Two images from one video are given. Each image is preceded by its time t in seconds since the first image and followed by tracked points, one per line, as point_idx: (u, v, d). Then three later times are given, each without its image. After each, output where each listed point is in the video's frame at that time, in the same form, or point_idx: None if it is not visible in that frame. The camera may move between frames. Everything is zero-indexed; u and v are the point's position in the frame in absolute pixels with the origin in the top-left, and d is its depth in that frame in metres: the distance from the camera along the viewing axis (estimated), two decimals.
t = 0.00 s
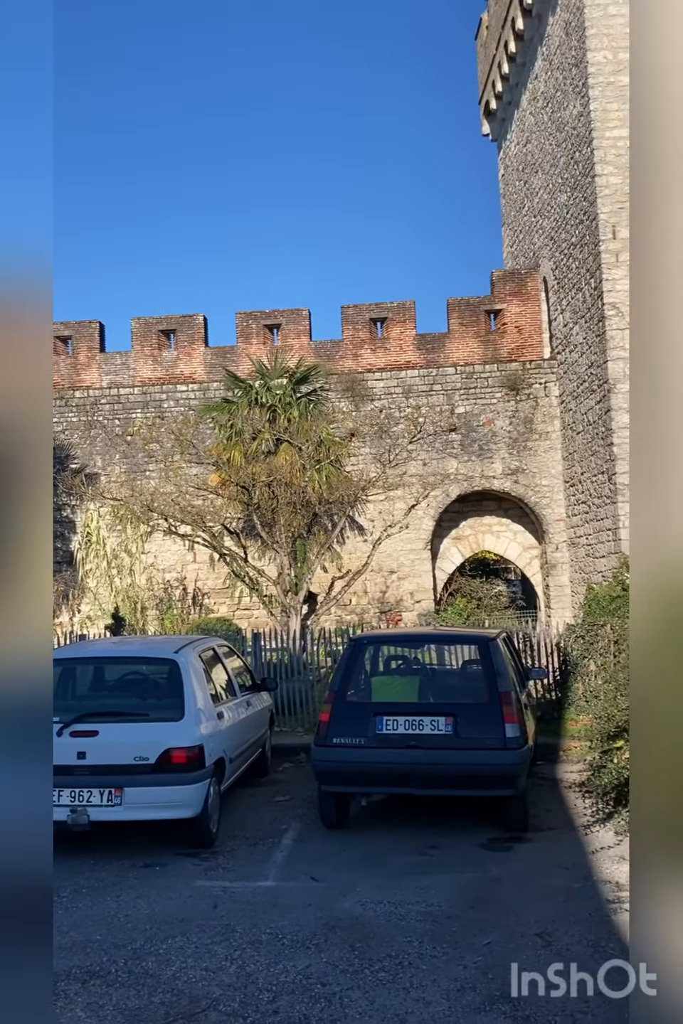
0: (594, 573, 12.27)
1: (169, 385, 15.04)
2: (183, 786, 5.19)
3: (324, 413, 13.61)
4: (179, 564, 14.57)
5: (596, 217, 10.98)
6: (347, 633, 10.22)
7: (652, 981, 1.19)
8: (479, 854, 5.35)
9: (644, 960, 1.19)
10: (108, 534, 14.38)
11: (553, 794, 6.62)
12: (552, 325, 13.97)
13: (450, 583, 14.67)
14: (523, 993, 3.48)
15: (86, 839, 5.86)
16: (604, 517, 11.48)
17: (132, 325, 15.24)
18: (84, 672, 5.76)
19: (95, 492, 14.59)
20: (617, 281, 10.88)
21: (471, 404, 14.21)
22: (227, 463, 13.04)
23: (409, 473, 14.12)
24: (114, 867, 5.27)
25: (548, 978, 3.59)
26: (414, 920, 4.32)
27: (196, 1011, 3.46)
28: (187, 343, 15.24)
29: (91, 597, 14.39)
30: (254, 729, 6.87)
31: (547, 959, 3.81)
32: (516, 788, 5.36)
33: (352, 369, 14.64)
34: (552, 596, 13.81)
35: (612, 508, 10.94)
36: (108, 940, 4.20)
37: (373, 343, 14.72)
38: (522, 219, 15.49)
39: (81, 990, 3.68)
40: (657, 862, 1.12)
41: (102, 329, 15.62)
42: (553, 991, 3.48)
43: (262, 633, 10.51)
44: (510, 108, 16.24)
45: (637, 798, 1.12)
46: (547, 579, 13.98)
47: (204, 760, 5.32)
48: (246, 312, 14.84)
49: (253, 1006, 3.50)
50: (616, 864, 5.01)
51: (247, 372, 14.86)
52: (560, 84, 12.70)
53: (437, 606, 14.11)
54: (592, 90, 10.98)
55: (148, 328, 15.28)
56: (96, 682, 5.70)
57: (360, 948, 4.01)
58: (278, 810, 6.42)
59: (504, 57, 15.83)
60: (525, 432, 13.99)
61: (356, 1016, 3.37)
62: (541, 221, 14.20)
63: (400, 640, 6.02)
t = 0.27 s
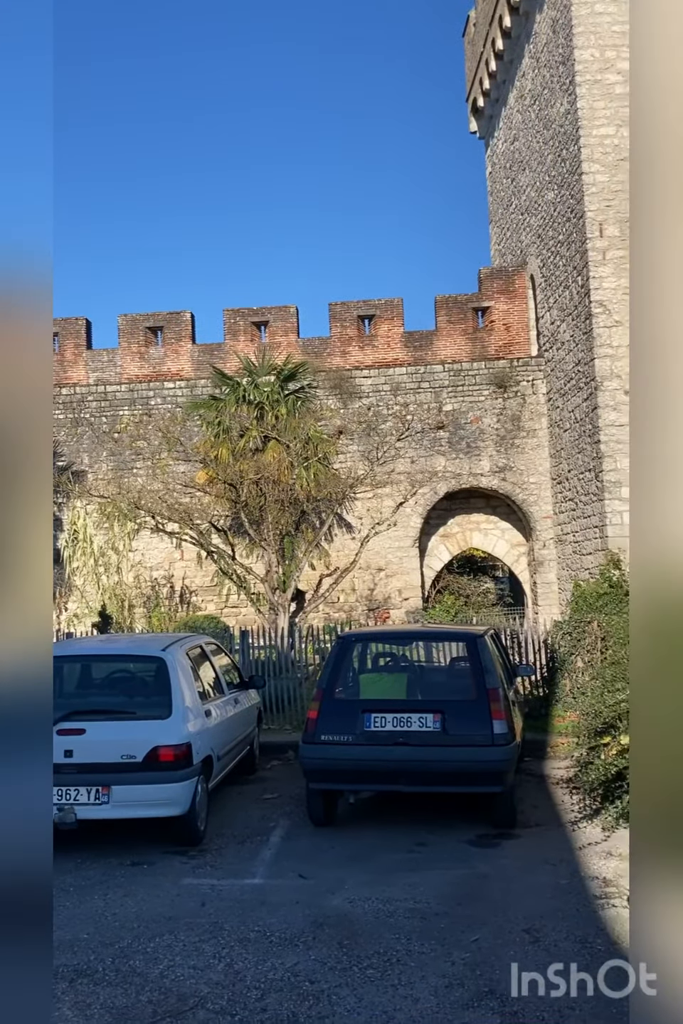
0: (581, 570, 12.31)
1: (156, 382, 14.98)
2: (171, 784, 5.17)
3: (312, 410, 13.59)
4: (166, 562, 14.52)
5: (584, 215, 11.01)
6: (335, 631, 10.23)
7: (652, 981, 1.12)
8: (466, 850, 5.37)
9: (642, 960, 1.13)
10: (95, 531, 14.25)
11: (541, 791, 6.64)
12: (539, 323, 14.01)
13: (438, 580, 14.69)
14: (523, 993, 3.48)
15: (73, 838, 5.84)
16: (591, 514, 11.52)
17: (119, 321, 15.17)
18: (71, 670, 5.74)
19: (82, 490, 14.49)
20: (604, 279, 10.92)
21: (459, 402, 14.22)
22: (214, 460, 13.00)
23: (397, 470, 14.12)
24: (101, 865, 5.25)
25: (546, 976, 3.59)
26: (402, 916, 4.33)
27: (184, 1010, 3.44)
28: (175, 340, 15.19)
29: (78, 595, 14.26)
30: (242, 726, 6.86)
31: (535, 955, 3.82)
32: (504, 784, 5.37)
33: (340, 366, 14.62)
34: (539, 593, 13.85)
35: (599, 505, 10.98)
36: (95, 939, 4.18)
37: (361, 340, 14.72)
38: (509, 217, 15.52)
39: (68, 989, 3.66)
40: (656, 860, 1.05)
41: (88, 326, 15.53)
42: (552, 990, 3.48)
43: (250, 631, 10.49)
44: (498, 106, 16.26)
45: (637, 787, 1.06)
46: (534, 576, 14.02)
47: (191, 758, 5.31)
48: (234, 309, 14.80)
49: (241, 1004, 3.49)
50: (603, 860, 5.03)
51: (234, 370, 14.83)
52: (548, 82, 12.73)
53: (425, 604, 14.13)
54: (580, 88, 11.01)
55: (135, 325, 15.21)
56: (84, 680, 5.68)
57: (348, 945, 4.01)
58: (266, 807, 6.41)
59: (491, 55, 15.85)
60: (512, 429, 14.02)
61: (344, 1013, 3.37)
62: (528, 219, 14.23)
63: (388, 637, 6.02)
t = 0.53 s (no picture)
0: (573, 567, 12.34)
1: (147, 380, 14.93)
2: (163, 782, 5.16)
3: (304, 408, 13.58)
4: (158, 560, 14.51)
5: (575, 212, 11.02)
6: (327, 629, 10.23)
7: (651, 982, 1.08)
8: (458, 847, 5.37)
9: (644, 959, 1.08)
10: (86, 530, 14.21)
11: (532, 787, 6.65)
12: (531, 320, 14.02)
13: (430, 578, 14.69)
14: (523, 992, 3.44)
15: (65, 836, 5.82)
16: (582, 511, 11.54)
17: (110, 319, 15.12)
18: (63, 669, 5.72)
19: (73, 488, 14.43)
20: (595, 276, 10.93)
21: (451, 399, 14.22)
22: (206, 458, 12.98)
23: (389, 468, 14.11)
24: (93, 864, 5.24)
25: (547, 977, 3.55)
26: (394, 914, 4.32)
27: (176, 1008, 3.44)
28: (166, 338, 15.16)
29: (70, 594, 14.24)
30: (234, 724, 6.85)
31: (526, 952, 3.82)
32: (496, 781, 5.38)
33: (331, 364, 14.60)
34: (531, 590, 13.88)
35: (590, 502, 11.00)
36: (86, 938, 4.17)
37: (352, 338, 14.70)
38: (501, 214, 15.52)
39: (60, 988, 3.66)
40: (655, 861, 1.00)
41: (79, 324, 15.46)
42: (552, 990, 3.45)
43: (243, 629, 10.48)
44: (489, 103, 16.25)
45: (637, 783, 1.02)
46: (526, 573, 14.04)
47: (183, 756, 5.31)
48: (226, 306, 14.77)
49: (233, 1002, 3.48)
50: (595, 856, 5.04)
51: (226, 367, 14.80)
52: (539, 80, 12.73)
53: (417, 601, 14.14)
54: (571, 85, 11.01)
55: (126, 322, 15.15)
56: (75, 678, 5.66)
57: (340, 943, 4.01)
58: (258, 805, 6.40)
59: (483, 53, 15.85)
60: (504, 427, 14.03)
61: (336, 1010, 3.37)
62: (520, 216, 14.23)
63: (380, 634, 6.03)
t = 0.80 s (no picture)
0: (569, 564, 12.35)
1: (143, 379, 14.90)
2: (159, 781, 5.16)
3: (299, 406, 13.57)
4: (154, 559, 14.53)
5: (570, 210, 11.02)
6: (323, 627, 10.23)
7: (651, 982, 1.04)
8: (455, 845, 5.38)
9: (645, 959, 1.05)
10: (83, 529, 14.21)
11: (529, 785, 6.66)
12: (526, 318, 14.02)
13: (427, 576, 14.70)
14: (523, 993, 3.42)
15: (61, 836, 5.82)
16: (578, 509, 11.56)
17: (106, 318, 15.08)
18: (59, 668, 5.71)
19: (69, 487, 14.40)
20: (590, 274, 10.93)
21: (446, 397, 14.22)
22: (202, 457, 12.97)
23: (385, 466, 14.11)
24: (89, 863, 5.24)
25: (547, 977, 3.52)
26: (390, 912, 4.33)
27: (172, 1007, 3.44)
28: (161, 336, 15.13)
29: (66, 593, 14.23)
30: (230, 723, 6.85)
31: (522, 949, 3.83)
32: (491, 779, 5.38)
33: (327, 362, 14.58)
34: (527, 588, 13.89)
35: (585, 500, 11.01)
36: (83, 937, 4.17)
37: (348, 336, 14.69)
38: (496, 212, 15.51)
39: (56, 988, 3.66)
40: (655, 865, 0.96)
41: (74, 322, 15.43)
42: (552, 990, 3.42)
43: (239, 628, 10.47)
44: (484, 101, 16.24)
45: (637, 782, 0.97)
46: (522, 570, 14.05)
47: (179, 755, 5.31)
48: (221, 304, 14.74)
49: (229, 1001, 3.48)
50: (590, 854, 5.05)
51: (222, 366, 14.79)
52: (534, 77, 12.73)
53: (413, 599, 14.14)
54: (565, 83, 11.01)
55: (122, 321, 15.13)
56: (71, 677, 5.65)
57: (336, 941, 4.02)
58: (255, 804, 6.41)
59: (478, 50, 15.83)
60: (500, 424, 14.03)
61: (332, 1008, 3.38)
62: (515, 214, 14.23)
63: (375, 632, 6.03)
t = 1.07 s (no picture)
0: (568, 560, 12.33)
1: (141, 376, 14.89)
2: (159, 779, 5.16)
3: (298, 403, 13.56)
4: (154, 557, 14.53)
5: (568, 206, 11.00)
6: (323, 624, 10.23)
7: (651, 981, 1.04)
8: (455, 841, 5.38)
9: (643, 958, 1.04)
10: (82, 528, 14.20)
11: (529, 781, 6.66)
12: (525, 314, 14.00)
13: (426, 572, 14.69)
14: (523, 993, 3.37)
15: (62, 833, 5.82)
16: (578, 505, 11.55)
17: (104, 315, 15.06)
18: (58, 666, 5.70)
19: (68, 485, 14.39)
20: (589, 270, 10.92)
21: (445, 393, 14.20)
22: (201, 454, 12.96)
23: (384, 462, 14.10)
24: (89, 861, 5.24)
25: (547, 977, 3.48)
26: (391, 909, 4.33)
27: (172, 1005, 3.44)
28: (160, 333, 15.12)
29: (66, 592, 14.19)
30: (230, 720, 6.85)
31: (523, 945, 3.83)
32: (492, 776, 5.38)
33: (326, 358, 14.56)
34: (526, 584, 13.89)
35: (585, 496, 11.00)
36: (83, 935, 4.17)
37: (347, 332, 14.67)
38: (494, 208, 15.49)
39: (56, 985, 3.66)
40: (657, 863, 0.95)
41: (73, 319, 15.40)
42: (553, 991, 3.38)
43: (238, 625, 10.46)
44: (482, 97, 16.20)
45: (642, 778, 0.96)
46: (522, 567, 14.05)
47: (178, 753, 5.30)
48: (220, 301, 14.72)
49: (229, 998, 3.48)
50: (591, 849, 5.04)
51: (220, 363, 14.77)
52: (532, 72, 12.70)
53: (413, 595, 14.14)
54: (563, 78, 10.98)
55: (120, 318, 15.10)
56: (71, 675, 5.64)
57: (337, 938, 4.01)
58: (255, 801, 6.40)
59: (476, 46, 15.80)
60: (499, 420, 14.02)
61: (333, 1006, 3.37)
62: (514, 210, 14.20)
63: (375, 629, 6.02)
